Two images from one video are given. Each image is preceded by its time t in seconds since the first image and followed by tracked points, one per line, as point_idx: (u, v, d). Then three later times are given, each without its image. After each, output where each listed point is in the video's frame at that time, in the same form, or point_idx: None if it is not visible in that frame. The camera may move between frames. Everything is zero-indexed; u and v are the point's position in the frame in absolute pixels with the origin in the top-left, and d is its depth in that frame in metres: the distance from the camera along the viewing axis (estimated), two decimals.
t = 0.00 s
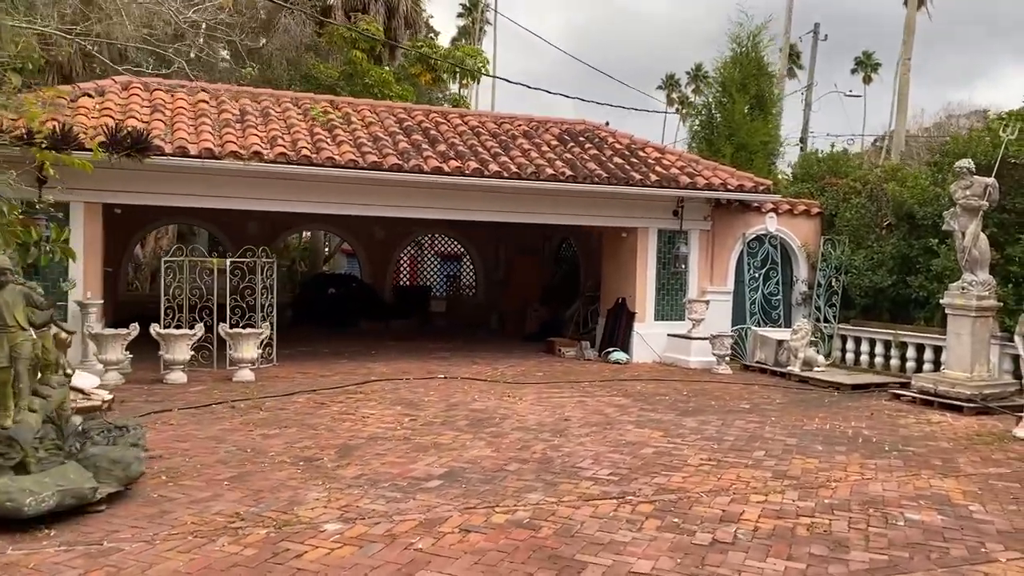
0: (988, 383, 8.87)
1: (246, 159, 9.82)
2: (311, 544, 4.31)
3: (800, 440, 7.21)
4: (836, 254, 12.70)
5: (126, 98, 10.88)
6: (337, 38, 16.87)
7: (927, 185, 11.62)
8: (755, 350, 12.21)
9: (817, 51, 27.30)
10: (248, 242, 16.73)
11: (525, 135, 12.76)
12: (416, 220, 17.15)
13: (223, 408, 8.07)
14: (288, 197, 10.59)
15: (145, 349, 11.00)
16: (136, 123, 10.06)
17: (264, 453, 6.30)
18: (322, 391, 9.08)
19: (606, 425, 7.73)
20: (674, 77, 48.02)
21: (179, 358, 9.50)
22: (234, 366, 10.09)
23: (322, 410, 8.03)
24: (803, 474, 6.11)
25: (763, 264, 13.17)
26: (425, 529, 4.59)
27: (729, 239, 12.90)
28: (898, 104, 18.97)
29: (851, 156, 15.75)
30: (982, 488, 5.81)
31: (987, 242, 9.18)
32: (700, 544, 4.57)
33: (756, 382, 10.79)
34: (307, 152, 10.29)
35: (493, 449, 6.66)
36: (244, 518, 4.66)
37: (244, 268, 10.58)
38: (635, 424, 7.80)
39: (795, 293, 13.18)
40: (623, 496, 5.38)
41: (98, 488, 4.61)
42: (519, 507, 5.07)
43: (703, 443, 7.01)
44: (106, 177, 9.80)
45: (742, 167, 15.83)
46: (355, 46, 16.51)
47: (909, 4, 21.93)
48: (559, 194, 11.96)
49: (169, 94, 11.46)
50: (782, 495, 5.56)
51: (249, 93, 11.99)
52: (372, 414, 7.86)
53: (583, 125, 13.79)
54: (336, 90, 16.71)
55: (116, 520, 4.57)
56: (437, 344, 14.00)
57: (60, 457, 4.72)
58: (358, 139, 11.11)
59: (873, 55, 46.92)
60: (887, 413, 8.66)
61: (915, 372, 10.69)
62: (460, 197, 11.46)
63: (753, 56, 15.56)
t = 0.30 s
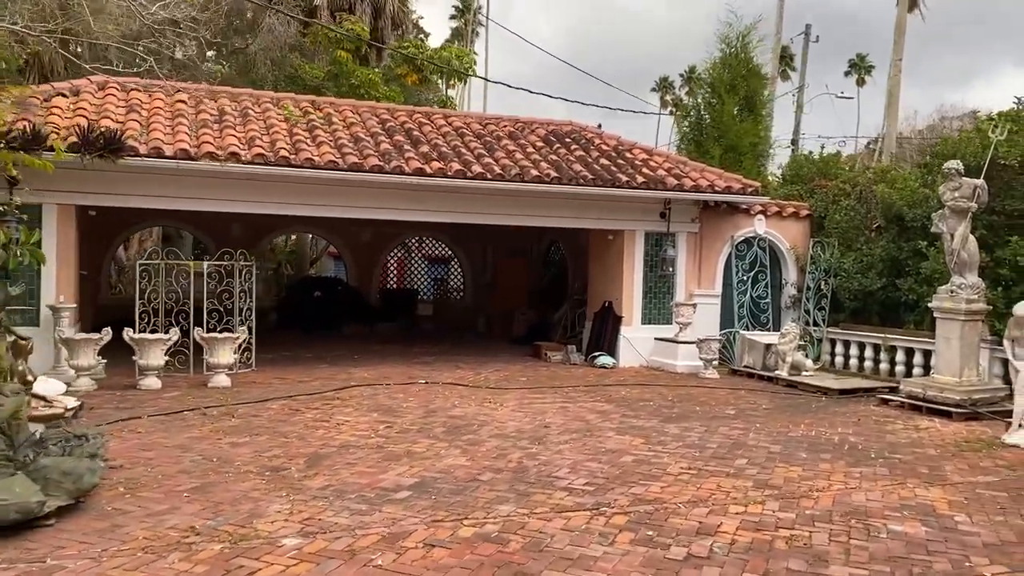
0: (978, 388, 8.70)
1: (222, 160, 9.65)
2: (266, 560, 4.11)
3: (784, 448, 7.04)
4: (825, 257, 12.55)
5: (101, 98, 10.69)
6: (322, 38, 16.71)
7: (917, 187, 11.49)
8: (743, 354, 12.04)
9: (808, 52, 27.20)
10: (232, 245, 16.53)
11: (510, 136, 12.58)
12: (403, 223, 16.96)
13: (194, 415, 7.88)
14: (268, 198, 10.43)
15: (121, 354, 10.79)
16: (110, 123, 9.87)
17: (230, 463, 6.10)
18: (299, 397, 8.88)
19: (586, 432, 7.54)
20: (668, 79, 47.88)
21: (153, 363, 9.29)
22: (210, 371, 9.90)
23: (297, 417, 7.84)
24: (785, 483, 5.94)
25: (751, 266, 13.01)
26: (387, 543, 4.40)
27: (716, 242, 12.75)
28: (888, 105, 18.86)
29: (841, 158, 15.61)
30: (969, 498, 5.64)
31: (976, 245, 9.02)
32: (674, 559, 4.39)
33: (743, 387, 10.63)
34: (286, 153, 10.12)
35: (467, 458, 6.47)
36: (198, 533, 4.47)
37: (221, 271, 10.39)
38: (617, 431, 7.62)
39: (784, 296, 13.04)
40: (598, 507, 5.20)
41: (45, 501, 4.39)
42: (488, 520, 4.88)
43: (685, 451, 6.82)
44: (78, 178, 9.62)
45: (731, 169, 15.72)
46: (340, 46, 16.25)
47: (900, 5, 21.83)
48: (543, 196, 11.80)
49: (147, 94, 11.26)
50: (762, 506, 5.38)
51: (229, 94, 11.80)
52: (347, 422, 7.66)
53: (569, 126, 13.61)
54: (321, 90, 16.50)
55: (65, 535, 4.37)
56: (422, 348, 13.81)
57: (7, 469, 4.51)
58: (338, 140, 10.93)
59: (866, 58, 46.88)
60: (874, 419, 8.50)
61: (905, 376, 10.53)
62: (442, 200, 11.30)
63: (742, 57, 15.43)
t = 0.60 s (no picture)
0: (969, 390, 8.55)
1: (200, 159, 9.48)
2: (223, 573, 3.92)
3: (770, 452, 6.88)
4: (815, 258, 12.41)
5: (78, 96, 10.47)
6: (307, 36, 16.55)
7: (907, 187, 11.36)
8: (732, 356, 11.89)
9: (800, 53, 27.13)
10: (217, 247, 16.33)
11: (497, 135, 12.41)
12: (390, 223, 16.79)
13: (167, 419, 7.68)
14: (249, 198, 10.26)
15: (98, 357, 10.58)
16: (86, 121, 9.66)
17: (199, 469, 5.91)
18: (277, 401, 8.68)
19: (569, 436, 7.36)
20: (661, 81, 47.75)
21: (129, 366, 9.08)
22: (188, 374, 9.70)
23: (273, 421, 7.64)
24: (770, 489, 5.77)
25: (741, 267, 12.87)
26: (352, 555, 4.23)
27: (705, 242, 12.60)
28: (879, 106, 18.76)
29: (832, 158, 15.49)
30: (958, 504, 5.49)
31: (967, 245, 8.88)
32: (651, 570, 4.21)
33: (731, 389, 10.47)
34: (266, 151, 9.95)
35: (445, 463, 6.28)
36: (156, 544, 4.28)
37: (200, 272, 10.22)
38: (600, 435, 7.44)
39: (774, 298, 12.91)
40: (575, 515, 5.02)
41: None
42: (461, 529, 4.70)
43: (669, 456, 6.66)
44: (53, 177, 9.43)
45: (720, 169, 15.58)
46: (326, 44, 16.23)
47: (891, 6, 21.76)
48: (529, 196, 11.64)
49: (126, 92, 11.06)
50: (745, 513, 5.21)
51: (210, 91, 11.60)
52: (324, 426, 7.47)
53: (557, 126, 13.45)
54: (308, 89, 16.36)
55: (14, 547, 4.19)
56: (408, 350, 13.63)
57: None
58: (320, 138, 10.76)
59: (859, 60, 46.87)
60: (863, 422, 8.35)
61: (895, 378, 10.38)
62: (427, 200, 11.14)
63: (732, 56, 15.32)
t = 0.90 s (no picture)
0: (962, 392, 8.37)
1: (178, 157, 9.25)
2: None
3: (759, 457, 6.68)
4: (807, 258, 12.24)
5: (54, 93, 10.23)
6: (293, 34, 16.33)
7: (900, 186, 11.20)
8: (723, 358, 11.69)
9: (792, 53, 26.99)
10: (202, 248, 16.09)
11: (484, 134, 12.20)
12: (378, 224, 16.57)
13: (139, 424, 7.45)
14: (230, 197, 10.05)
15: (74, 361, 10.32)
16: (61, 118, 9.43)
17: (166, 477, 5.69)
18: (255, 405, 8.45)
19: (553, 441, 7.14)
20: (654, 82, 47.61)
21: (103, 370, 8.84)
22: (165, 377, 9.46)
23: (248, 427, 7.41)
24: (758, 496, 5.57)
25: (731, 268, 12.68)
26: (316, 569, 4.02)
27: (696, 243, 12.42)
28: (872, 105, 18.62)
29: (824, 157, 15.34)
30: (952, 512, 5.30)
31: (960, 245, 8.71)
32: None
33: (721, 392, 10.27)
34: (246, 150, 9.74)
35: (423, 470, 6.06)
36: (109, 559, 4.07)
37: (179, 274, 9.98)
38: (585, 439, 7.22)
39: (765, 299, 12.74)
40: (554, 525, 4.82)
41: None
42: (433, 541, 4.49)
43: (655, 461, 6.45)
44: (26, 176, 9.19)
45: (711, 169, 15.40)
46: (311, 42, 16.08)
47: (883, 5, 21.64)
48: (517, 196, 11.45)
49: (104, 90, 10.81)
50: (731, 522, 5.01)
51: (190, 89, 11.37)
52: (301, 432, 7.25)
53: (546, 125, 13.24)
54: (294, 88, 16.18)
55: None
56: (395, 353, 13.40)
57: None
58: (303, 137, 10.55)
59: (852, 61, 46.80)
60: (856, 425, 8.16)
61: (888, 380, 10.21)
62: (411, 199, 10.93)
63: (723, 55, 15.19)
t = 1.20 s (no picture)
0: (958, 397, 8.19)
1: (156, 157, 9.04)
2: None
3: (750, 466, 6.48)
4: (800, 259, 12.05)
5: (30, 92, 10.01)
6: (280, 33, 16.14)
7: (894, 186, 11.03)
8: (715, 361, 11.50)
9: (785, 53, 26.83)
10: (188, 250, 15.87)
11: (472, 134, 12.00)
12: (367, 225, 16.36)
13: (112, 432, 7.22)
14: (210, 198, 9.85)
15: (52, 366, 10.09)
16: (36, 118, 9.21)
17: (133, 489, 5.47)
18: (234, 412, 8.23)
19: (538, 449, 6.93)
20: (648, 83, 47.44)
21: (78, 376, 8.60)
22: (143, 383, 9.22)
23: (224, 435, 7.19)
24: (748, 507, 5.37)
25: (724, 270, 12.50)
26: None
27: (688, 244, 12.23)
28: (866, 104, 18.47)
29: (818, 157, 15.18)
30: (949, 523, 5.10)
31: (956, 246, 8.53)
32: None
33: (713, 396, 10.08)
34: (226, 150, 9.54)
35: (401, 481, 5.84)
36: None
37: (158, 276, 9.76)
38: (572, 447, 7.01)
39: (758, 301, 12.55)
40: (534, 540, 4.61)
41: None
42: (405, 558, 4.28)
43: (642, 470, 6.25)
44: None
45: (703, 169, 15.22)
46: (297, 41, 15.92)
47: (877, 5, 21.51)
48: (504, 196, 11.26)
49: (82, 88, 10.59)
50: (719, 535, 4.81)
51: (172, 88, 11.15)
52: (279, 440, 7.02)
53: (535, 124, 13.03)
54: (281, 87, 16.14)
55: None
56: (382, 356, 13.17)
57: None
58: (286, 137, 10.35)
59: (847, 61, 46.70)
60: (850, 431, 7.96)
61: (883, 384, 10.02)
62: (396, 200, 10.73)
63: (715, 54, 15.08)
